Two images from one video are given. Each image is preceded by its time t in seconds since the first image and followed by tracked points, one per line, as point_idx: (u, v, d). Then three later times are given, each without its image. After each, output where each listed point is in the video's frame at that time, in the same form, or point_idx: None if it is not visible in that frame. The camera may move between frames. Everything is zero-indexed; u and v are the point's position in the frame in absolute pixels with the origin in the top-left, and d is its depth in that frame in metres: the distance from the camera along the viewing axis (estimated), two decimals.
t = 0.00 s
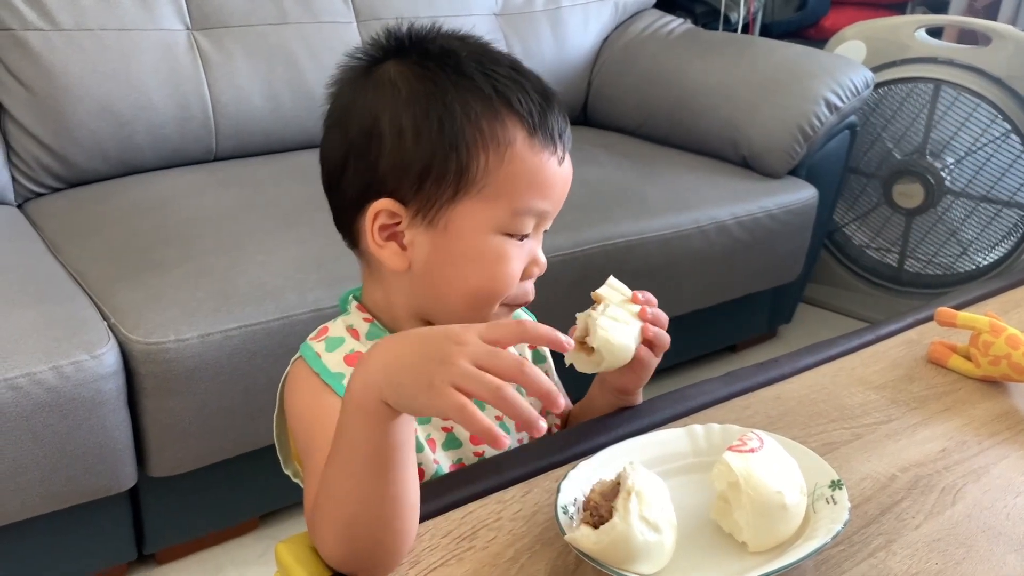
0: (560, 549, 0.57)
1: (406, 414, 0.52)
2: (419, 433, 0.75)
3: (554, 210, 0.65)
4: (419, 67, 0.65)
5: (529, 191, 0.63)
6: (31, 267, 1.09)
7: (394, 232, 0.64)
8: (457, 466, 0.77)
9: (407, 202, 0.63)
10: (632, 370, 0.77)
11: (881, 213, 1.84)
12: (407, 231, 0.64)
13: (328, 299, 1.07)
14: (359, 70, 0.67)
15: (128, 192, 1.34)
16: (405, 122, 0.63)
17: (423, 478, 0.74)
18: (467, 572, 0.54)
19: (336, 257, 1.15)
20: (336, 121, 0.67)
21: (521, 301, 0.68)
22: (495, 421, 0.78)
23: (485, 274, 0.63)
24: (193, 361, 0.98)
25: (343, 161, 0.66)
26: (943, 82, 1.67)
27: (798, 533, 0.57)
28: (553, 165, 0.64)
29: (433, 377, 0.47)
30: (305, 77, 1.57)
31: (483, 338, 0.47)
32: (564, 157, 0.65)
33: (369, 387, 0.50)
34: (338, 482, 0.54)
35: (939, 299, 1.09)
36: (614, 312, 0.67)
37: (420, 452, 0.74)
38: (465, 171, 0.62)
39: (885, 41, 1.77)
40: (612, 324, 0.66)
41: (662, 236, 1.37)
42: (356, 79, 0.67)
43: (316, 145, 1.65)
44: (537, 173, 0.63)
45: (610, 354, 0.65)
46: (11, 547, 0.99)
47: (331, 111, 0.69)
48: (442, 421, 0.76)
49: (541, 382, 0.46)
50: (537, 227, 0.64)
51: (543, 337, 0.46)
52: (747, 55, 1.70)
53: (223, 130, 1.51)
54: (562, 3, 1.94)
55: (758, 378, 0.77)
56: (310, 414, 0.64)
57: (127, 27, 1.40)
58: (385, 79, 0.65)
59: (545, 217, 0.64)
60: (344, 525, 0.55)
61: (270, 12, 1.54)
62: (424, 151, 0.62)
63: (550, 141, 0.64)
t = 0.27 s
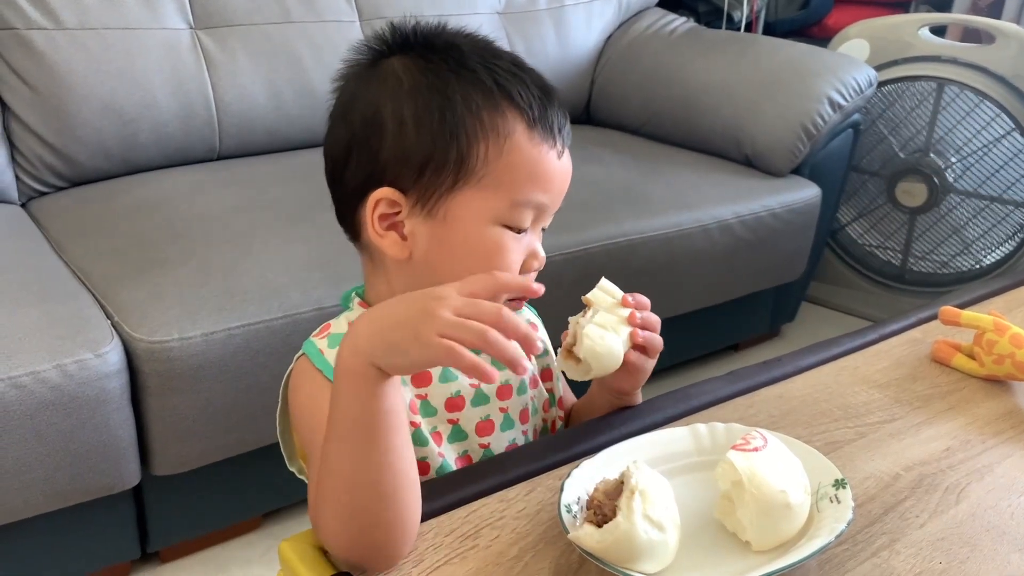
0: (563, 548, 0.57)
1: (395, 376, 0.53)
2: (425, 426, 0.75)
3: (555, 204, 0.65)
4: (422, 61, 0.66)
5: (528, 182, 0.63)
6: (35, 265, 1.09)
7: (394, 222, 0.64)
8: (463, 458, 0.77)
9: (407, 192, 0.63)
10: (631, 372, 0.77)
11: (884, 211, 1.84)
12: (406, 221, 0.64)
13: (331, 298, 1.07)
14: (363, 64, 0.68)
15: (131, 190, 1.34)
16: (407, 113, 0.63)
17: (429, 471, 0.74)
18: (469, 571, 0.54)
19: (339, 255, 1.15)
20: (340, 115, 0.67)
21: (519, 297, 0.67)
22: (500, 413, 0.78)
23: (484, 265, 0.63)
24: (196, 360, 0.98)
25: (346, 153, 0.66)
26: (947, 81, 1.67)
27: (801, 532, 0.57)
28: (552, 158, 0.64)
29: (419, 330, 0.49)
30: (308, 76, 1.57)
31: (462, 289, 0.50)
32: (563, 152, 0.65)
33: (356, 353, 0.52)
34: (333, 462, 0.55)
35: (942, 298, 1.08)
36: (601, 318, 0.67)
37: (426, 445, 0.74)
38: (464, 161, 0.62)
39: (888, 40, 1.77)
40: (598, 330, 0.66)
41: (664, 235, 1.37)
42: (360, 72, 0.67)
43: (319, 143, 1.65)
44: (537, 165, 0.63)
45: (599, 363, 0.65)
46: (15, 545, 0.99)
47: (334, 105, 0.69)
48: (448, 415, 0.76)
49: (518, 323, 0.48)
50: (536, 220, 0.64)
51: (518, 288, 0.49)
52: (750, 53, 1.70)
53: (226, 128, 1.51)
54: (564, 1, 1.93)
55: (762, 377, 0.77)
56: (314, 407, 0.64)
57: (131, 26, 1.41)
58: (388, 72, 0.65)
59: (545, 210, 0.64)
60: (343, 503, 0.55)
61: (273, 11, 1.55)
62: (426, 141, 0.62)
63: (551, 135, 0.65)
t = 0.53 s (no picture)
0: (565, 546, 0.56)
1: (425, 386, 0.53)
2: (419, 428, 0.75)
3: (544, 201, 0.64)
4: (408, 60, 0.66)
5: (516, 178, 0.62)
6: (37, 264, 1.09)
7: (383, 220, 0.64)
8: (459, 460, 0.77)
9: (395, 190, 0.63)
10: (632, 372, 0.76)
11: (887, 210, 1.83)
12: (395, 219, 0.64)
13: (333, 297, 1.07)
14: (351, 65, 0.68)
15: (133, 189, 1.34)
16: (393, 111, 0.63)
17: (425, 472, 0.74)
18: (471, 569, 0.54)
19: (341, 254, 1.15)
20: (329, 115, 0.67)
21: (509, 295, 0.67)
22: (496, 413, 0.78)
23: (471, 262, 0.63)
24: (198, 358, 0.98)
25: (335, 153, 0.67)
26: (949, 79, 1.67)
27: (803, 530, 0.57)
28: (540, 153, 0.64)
29: (452, 346, 0.48)
30: (310, 75, 1.57)
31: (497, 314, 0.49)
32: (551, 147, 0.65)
33: (389, 354, 0.52)
34: (352, 460, 0.54)
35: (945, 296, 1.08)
36: (623, 325, 0.65)
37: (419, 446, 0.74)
38: (450, 157, 0.62)
39: (892, 38, 1.77)
40: (621, 340, 0.64)
41: (667, 233, 1.37)
42: (347, 73, 0.67)
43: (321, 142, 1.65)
44: (523, 161, 0.62)
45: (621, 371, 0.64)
46: (18, 543, 1.00)
47: (323, 106, 0.69)
48: (442, 416, 0.76)
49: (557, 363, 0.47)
50: (525, 217, 0.63)
51: (560, 317, 0.49)
52: (752, 52, 1.70)
53: (229, 127, 1.51)
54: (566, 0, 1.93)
55: (764, 375, 0.77)
56: (311, 406, 0.64)
57: (133, 25, 1.41)
58: (374, 72, 0.66)
59: (535, 207, 0.64)
60: (355, 501, 0.55)
61: (275, 10, 1.55)
62: (411, 138, 0.63)
63: (538, 131, 0.64)
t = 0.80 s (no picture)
0: (567, 546, 0.57)
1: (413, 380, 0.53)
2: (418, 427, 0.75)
3: (546, 196, 0.65)
4: (405, 61, 0.66)
5: (518, 174, 0.63)
6: (39, 264, 1.09)
7: (387, 223, 0.64)
8: (457, 459, 0.77)
9: (399, 193, 0.63)
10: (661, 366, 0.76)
11: (889, 210, 1.83)
12: (399, 221, 0.64)
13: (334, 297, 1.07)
14: (346, 68, 0.68)
15: (135, 189, 1.35)
16: (394, 114, 0.63)
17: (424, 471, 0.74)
18: (472, 569, 0.54)
19: (343, 254, 1.15)
20: (327, 119, 0.67)
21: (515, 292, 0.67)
22: (495, 412, 0.78)
23: (477, 261, 0.63)
24: (200, 358, 0.98)
25: (335, 157, 0.66)
26: (950, 79, 1.66)
27: (805, 530, 0.57)
28: (541, 149, 0.64)
29: (440, 337, 0.49)
30: (312, 75, 1.57)
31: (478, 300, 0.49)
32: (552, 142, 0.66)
33: (376, 353, 0.52)
34: (343, 460, 0.55)
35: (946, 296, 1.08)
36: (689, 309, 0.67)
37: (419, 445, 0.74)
38: (454, 158, 0.62)
39: (894, 38, 1.77)
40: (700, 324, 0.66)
41: (668, 233, 1.37)
42: (343, 77, 0.67)
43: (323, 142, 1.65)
44: (525, 157, 0.63)
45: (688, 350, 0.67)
46: (21, 542, 1.00)
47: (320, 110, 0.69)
48: (441, 415, 0.76)
49: (543, 342, 0.48)
50: (528, 212, 0.64)
51: (540, 296, 0.48)
52: (754, 51, 1.69)
53: (230, 127, 1.52)
54: None
55: (765, 375, 0.77)
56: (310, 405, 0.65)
57: (134, 26, 1.41)
58: (372, 74, 0.65)
59: (536, 202, 0.64)
60: (349, 501, 0.55)
61: (277, 10, 1.55)
62: (414, 140, 0.62)
63: (538, 126, 0.65)
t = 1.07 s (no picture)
0: (568, 546, 0.57)
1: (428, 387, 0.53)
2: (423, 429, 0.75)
3: (559, 201, 0.65)
4: (423, 64, 0.66)
5: (535, 181, 0.63)
6: (40, 264, 1.09)
7: (403, 226, 0.64)
8: (461, 461, 0.77)
9: (416, 196, 0.63)
10: (671, 364, 0.77)
11: (890, 210, 1.83)
12: (415, 225, 0.64)
13: (335, 297, 1.07)
14: (361, 69, 0.68)
15: (136, 189, 1.35)
16: (412, 117, 0.63)
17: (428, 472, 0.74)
18: (472, 570, 0.54)
19: (344, 254, 1.15)
20: (341, 120, 0.66)
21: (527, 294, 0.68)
22: (500, 415, 0.78)
23: (492, 265, 0.64)
24: (201, 358, 0.98)
25: (348, 158, 0.66)
26: (952, 79, 1.66)
27: (806, 531, 0.57)
28: (558, 155, 0.65)
29: (463, 346, 0.49)
30: (313, 75, 1.57)
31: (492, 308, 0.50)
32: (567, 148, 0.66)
33: (392, 359, 0.52)
34: (353, 462, 0.55)
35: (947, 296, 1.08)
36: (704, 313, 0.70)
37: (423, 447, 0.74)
38: (473, 163, 0.62)
39: (895, 38, 1.76)
40: (719, 325, 0.68)
41: (669, 233, 1.37)
42: (359, 77, 0.67)
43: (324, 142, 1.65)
44: (542, 163, 0.63)
45: (701, 352, 0.69)
46: (22, 542, 1.00)
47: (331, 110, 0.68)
48: (446, 417, 0.76)
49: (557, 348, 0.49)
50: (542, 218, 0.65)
51: (551, 304, 0.48)
52: (755, 52, 1.69)
53: (231, 127, 1.52)
54: None
55: (767, 376, 0.77)
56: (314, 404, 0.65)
57: (135, 25, 1.41)
58: (390, 76, 0.65)
59: (550, 207, 0.65)
60: (357, 503, 0.55)
61: (278, 10, 1.55)
62: (432, 144, 0.62)
63: (553, 132, 0.65)
